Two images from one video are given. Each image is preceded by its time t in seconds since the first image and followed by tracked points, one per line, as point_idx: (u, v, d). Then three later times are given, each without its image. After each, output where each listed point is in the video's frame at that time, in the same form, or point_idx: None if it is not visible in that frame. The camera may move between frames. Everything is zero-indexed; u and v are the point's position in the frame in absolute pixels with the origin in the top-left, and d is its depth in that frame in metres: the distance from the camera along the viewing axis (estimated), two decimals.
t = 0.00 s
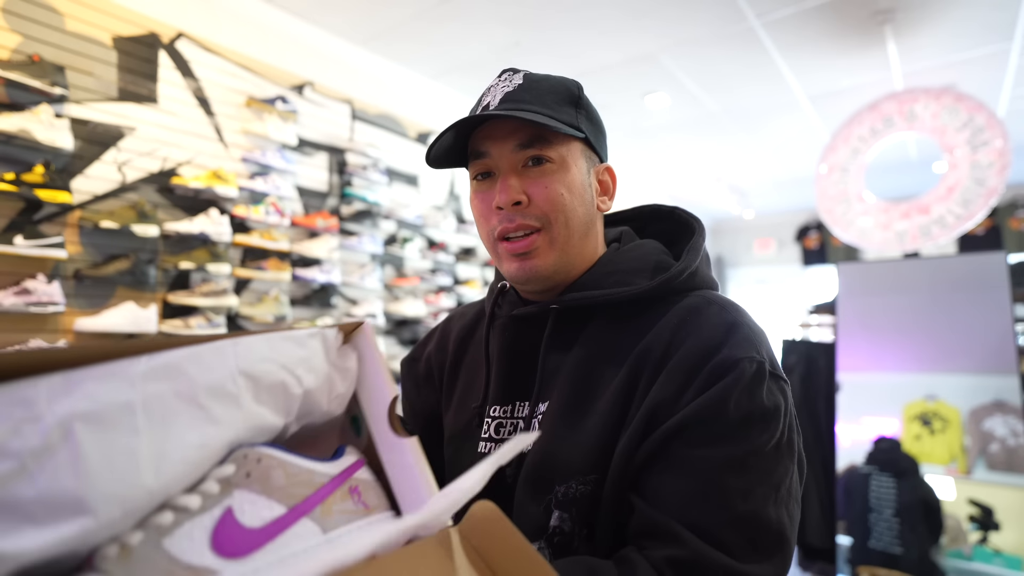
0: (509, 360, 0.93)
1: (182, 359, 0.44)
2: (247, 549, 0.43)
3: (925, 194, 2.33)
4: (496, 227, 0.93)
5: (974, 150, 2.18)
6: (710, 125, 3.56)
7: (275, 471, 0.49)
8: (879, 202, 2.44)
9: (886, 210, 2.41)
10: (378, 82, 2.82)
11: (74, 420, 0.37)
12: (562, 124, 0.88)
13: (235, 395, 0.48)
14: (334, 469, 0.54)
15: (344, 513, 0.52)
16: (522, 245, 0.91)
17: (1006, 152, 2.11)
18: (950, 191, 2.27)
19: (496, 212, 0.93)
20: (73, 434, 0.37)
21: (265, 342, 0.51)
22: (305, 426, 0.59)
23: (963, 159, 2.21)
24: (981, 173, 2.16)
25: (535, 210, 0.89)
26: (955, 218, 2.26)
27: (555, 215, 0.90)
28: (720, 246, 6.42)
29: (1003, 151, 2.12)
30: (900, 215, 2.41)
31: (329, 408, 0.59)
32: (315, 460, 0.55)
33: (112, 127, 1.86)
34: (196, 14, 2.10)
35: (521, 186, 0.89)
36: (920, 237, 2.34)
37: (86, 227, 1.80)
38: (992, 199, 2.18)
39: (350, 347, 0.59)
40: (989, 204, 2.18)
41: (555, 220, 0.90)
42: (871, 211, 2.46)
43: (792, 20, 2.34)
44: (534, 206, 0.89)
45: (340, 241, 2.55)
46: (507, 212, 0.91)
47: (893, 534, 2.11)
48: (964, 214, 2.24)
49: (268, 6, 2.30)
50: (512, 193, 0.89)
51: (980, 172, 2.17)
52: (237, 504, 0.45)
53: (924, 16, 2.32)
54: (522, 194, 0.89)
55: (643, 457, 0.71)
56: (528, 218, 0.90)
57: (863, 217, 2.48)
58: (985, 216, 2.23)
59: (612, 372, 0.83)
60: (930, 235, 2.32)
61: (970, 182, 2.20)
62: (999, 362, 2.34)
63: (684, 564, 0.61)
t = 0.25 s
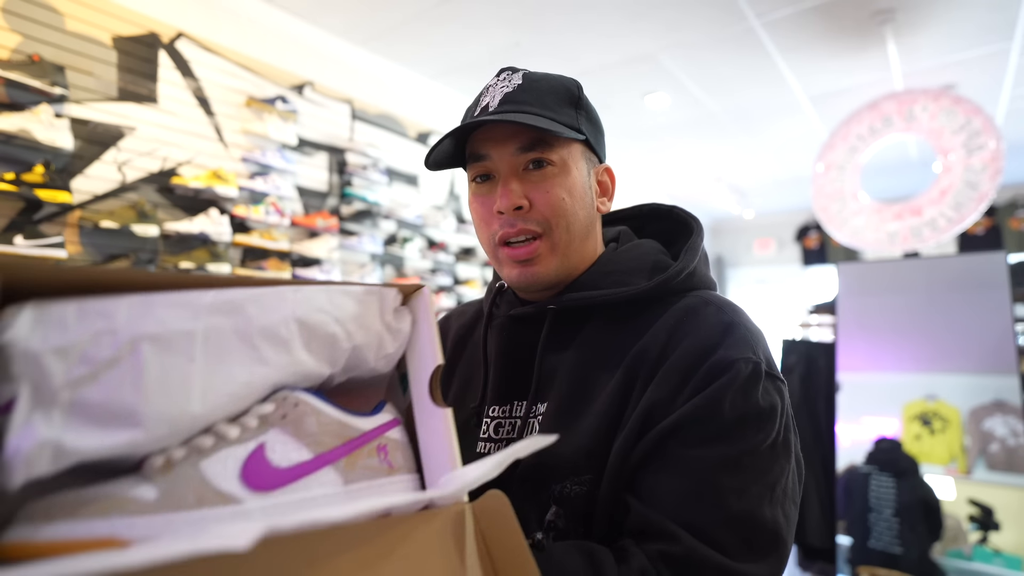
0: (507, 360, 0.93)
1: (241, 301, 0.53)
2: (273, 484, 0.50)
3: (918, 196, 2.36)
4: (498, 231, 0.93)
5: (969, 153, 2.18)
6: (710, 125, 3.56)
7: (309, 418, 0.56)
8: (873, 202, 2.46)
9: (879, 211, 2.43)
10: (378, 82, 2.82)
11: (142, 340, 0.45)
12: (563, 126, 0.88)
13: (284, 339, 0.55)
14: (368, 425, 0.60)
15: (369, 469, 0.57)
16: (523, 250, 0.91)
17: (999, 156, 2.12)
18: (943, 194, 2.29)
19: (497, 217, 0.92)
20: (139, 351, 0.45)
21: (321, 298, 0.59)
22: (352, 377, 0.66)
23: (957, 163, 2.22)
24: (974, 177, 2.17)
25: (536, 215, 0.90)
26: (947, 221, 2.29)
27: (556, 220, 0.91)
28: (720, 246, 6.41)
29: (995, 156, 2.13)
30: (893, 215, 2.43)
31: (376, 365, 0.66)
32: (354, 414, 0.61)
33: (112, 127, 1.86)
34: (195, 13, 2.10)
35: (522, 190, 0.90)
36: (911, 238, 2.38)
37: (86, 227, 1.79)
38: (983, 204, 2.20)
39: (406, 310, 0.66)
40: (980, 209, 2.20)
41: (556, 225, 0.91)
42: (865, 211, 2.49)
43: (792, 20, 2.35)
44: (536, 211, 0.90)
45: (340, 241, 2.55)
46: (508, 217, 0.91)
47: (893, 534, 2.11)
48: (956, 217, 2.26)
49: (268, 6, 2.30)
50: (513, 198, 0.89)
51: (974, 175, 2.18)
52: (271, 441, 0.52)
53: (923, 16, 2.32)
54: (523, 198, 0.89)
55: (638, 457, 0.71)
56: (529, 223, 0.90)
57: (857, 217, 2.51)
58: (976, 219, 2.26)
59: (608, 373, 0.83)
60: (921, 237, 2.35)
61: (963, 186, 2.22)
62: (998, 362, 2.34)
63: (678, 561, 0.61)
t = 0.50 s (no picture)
0: (507, 362, 0.95)
1: (307, 256, 0.57)
2: (313, 425, 0.55)
3: (914, 198, 2.36)
4: (502, 241, 0.91)
5: (966, 155, 2.18)
6: (710, 125, 3.56)
7: (352, 371, 0.60)
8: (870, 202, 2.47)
9: (875, 211, 2.45)
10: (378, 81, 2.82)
11: (217, 279, 0.51)
12: (565, 132, 0.88)
13: (340, 297, 0.59)
14: (404, 385, 0.64)
15: (398, 427, 0.62)
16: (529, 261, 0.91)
17: (995, 158, 2.12)
18: (939, 196, 2.30)
19: (500, 227, 0.91)
20: (213, 288, 0.51)
21: (379, 264, 0.62)
22: (396, 339, 0.71)
23: (953, 165, 2.23)
24: (970, 179, 2.18)
25: (542, 226, 0.89)
26: (941, 222, 2.29)
27: (561, 230, 0.90)
28: (720, 246, 6.41)
29: (991, 159, 2.14)
30: (888, 216, 2.44)
31: (419, 332, 0.69)
32: (394, 375, 0.65)
33: (112, 127, 1.86)
34: (195, 14, 2.10)
35: (527, 201, 0.88)
36: (905, 239, 2.38)
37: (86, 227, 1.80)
38: (977, 207, 2.20)
39: (454, 284, 0.70)
40: (975, 211, 2.21)
41: (562, 234, 0.90)
42: (861, 211, 2.50)
43: (792, 20, 2.35)
44: (541, 221, 0.89)
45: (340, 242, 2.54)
46: (513, 227, 0.89)
47: (892, 534, 2.11)
48: (950, 219, 2.27)
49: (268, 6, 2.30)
50: (518, 209, 0.88)
51: (969, 177, 2.18)
52: (315, 387, 0.57)
53: (923, 16, 2.32)
54: (528, 209, 0.88)
55: (634, 458, 0.71)
56: (535, 233, 0.89)
57: (853, 217, 2.52)
58: (970, 222, 2.26)
59: (605, 374, 0.84)
60: (915, 238, 2.36)
61: (958, 188, 2.22)
62: (998, 362, 2.34)
63: (672, 559, 0.61)
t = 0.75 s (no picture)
0: (510, 363, 0.95)
1: (319, 255, 0.57)
2: (321, 425, 0.56)
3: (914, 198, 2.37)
4: (508, 243, 0.91)
5: (966, 156, 2.18)
6: (710, 125, 3.56)
7: (361, 373, 0.61)
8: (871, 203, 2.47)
9: (875, 212, 2.45)
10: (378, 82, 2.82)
11: (230, 275, 0.51)
12: (573, 134, 0.88)
13: (351, 298, 0.59)
14: (411, 387, 0.65)
15: (405, 429, 0.63)
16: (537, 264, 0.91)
17: (995, 159, 2.13)
18: (939, 196, 2.30)
19: (507, 229, 0.91)
20: (226, 285, 0.51)
21: (390, 265, 0.62)
22: (404, 341, 0.71)
23: (953, 167, 2.23)
24: (970, 179, 2.18)
25: (550, 228, 0.89)
26: (941, 222, 2.30)
27: (569, 232, 0.90)
28: (720, 246, 6.41)
29: (990, 159, 2.14)
30: (888, 216, 2.44)
31: (427, 334, 0.69)
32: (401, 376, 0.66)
33: (112, 127, 1.86)
34: (195, 14, 2.10)
35: (535, 203, 0.88)
36: (905, 239, 2.39)
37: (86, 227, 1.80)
38: (977, 207, 2.21)
39: (463, 287, 0.70)
40: (974, 212, 2.22)
41: (569, 237, 0.90)
42: (862, 211, 2.50)
43: (791, 20, 2.35)
44: (549, 223, 0.89)
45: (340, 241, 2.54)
46: (521, 230, 0.89)
47: (893, 534, 2.11)
48: (951, 219, 2.27)
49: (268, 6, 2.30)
50: (526, 211, 0.88)
51: (969, 177, 2.19)
52: (324, 387, 0.58)
53: (923, 16, 2.32)
54: (536, 211, 0.88)
55: (637, 458, 0.71)
56: (543, 236, 0.89)
57: (854, 217, 2.52)
58: (970, 222, 2.27)
59: (609, 374, 0.84)
60: (916, 238, 2.36)
61: (958, 188, 2.23)
62: (998, 362, 2.33)
63: (677, 559, 0.61)
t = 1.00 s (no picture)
0: (511, 363, 0.95)
1: (319, 258, 0.56)
2: (321, 430, 0.56)
3: (920, 197, 2.38)
4: (510, 244, 0.91)
5: (970, 153, 2.18)
6: (711, 125, 3.56)
7: (361, 376, 0.61)
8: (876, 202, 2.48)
9: (882, 211, 2.45)
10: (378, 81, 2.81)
11: (228, 279, 0.51)
12: (576, 135, 0.88)
13: (351, 300, 0.59)
14: (412, 390, 0.65)
15: (405, 432, 0.63)
16: (539, 265, 0.90)
17: (1000, 155, 2.11)
18: (944, 194, 2.30)
19: (510, 230, 0.90)
20: (225, 289, 0.50)
21: (390, 267, 0.62)
22: (405, 343, 0.71)
23: (958, 164, 2.22)
24: (975, 176, 2.17)
25: (552, 229, 0.89)
26: (948, 220, 2.30)
27: (571, 234, 0.90)
28: (720, 246, 6.41)
29: (997, 154, 2.12)
30: (895, 216, 2.46)
31: (428, 336, 0.69)
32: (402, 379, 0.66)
33: (112, 127, 1.86)
34: (195, 14, 2.10)
35: (537, 204, 0.88)
36: (913, 238, 2.38)
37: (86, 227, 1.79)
38: (983, 204, 2.20)
39: (463, 289, 0.70)
40: (982, 208, 2.21)
41: (572, 238, 0.90)
42: (867, 211, 2.50)
43: (792, 20, 2.34)
44: (552, 225, 0.88)
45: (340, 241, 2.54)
46: (523, 231, 0.89)
47: (893, 534, 2.11)
48: (957, 217, 2.28)
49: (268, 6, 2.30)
50: (528, 213, 0.87)
51: (974, 174, 2.18)
52: (323, 391, 0.58)
53: (924, 16, 2.31)
54: (539, 213, 0.87)
55: (639, 459, 0.71)
56: (545, 237, 0.89)
57: (859, 218, 2.51)
58: (978, 219, 2.26)
59: (609, 375, 0.84)
60: (924, 237, 2.37)
61: (964, 185, 2.22)
62: (999, 362, 2.33)
63: (678, 561, 0.61)
